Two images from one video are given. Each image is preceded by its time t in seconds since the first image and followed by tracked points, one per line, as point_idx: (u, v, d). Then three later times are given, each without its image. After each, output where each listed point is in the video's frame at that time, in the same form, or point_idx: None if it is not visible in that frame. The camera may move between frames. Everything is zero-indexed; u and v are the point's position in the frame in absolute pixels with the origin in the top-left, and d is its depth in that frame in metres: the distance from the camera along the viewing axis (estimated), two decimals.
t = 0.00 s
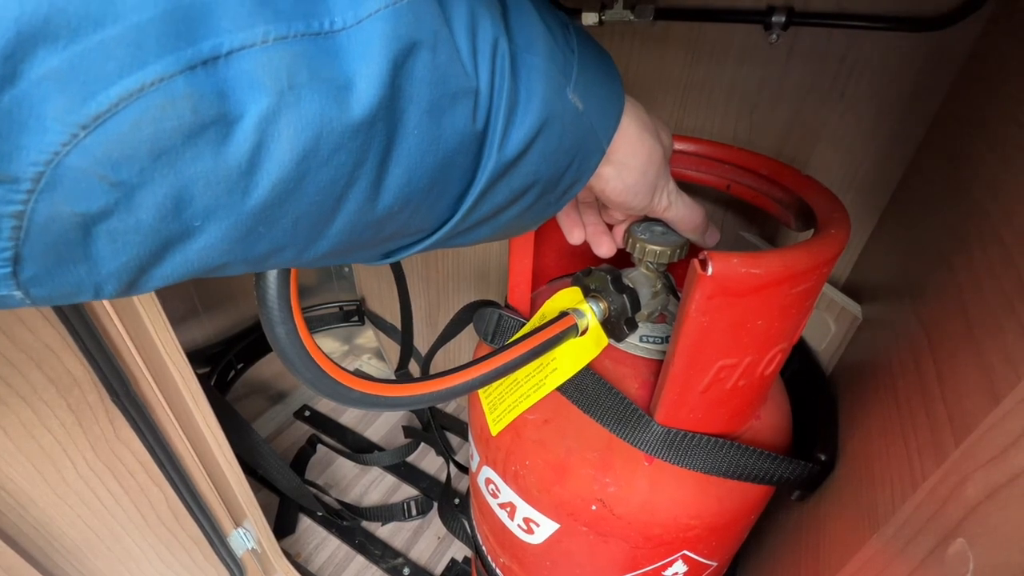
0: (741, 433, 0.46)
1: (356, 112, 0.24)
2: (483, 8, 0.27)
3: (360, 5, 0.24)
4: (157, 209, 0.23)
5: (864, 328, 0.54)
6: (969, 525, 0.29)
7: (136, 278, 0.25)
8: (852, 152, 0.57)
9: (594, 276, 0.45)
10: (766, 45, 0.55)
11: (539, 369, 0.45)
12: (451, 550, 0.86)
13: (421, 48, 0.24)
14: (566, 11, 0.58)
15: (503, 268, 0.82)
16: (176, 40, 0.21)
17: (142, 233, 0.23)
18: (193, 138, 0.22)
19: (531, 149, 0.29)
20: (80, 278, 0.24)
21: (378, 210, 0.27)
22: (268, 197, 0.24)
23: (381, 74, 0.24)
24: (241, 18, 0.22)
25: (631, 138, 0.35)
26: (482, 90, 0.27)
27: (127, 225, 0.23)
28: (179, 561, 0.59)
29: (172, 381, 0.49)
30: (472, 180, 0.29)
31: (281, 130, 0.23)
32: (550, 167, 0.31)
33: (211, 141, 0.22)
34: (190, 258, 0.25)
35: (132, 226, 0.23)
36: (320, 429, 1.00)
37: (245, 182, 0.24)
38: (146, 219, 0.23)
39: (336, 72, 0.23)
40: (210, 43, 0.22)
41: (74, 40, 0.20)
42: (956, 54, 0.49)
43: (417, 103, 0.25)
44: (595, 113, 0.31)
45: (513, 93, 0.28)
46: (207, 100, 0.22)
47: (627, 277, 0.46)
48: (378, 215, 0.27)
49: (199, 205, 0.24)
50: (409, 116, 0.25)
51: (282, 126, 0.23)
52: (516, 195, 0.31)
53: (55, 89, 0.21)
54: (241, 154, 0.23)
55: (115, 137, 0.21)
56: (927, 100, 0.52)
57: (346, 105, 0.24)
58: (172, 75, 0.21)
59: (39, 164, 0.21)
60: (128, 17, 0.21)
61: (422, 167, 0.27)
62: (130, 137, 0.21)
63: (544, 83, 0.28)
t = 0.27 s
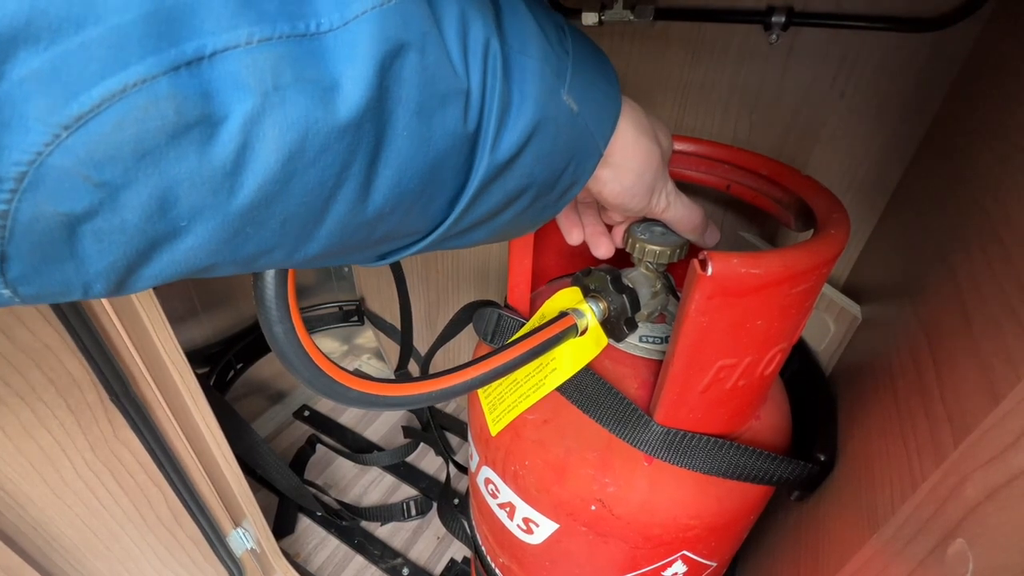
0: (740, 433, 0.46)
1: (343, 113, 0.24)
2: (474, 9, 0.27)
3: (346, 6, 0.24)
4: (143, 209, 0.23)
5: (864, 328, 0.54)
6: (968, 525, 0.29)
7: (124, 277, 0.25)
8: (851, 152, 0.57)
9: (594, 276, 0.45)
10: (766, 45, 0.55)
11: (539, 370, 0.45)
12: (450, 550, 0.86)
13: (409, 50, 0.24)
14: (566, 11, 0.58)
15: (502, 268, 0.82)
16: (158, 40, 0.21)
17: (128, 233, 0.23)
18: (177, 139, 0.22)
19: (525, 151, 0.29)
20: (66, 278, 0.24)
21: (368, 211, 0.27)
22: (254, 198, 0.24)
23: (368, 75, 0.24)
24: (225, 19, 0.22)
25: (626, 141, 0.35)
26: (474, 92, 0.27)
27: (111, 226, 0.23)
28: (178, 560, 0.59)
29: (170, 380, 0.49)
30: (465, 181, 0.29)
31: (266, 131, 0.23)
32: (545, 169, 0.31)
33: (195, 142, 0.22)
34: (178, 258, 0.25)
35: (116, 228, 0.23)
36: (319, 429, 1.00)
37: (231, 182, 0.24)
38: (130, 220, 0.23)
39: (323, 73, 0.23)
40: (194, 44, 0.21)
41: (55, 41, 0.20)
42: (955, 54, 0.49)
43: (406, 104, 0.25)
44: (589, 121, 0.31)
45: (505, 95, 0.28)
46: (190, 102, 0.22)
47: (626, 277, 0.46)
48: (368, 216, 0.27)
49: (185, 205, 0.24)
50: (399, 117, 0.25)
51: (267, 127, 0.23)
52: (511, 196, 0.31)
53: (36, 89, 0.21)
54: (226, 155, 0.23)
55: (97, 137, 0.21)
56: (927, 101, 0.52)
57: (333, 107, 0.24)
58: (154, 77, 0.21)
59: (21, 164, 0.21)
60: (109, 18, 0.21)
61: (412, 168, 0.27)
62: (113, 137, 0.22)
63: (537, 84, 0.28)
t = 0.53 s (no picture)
0: (739, 433, 0.46)
1: (335, 141, 0.24)
2: (470, 30, 0.27)
3: (340, 34, 0.24)
4: (135, 236, 0.23)
5: (863, 328, 0.54)
6: (967, 524, 0.29)
7: (119, 296, 0.26)
8: (851, 152, 0.57)
9: (593, 275, 0.45)
10: (765, 45, 0.55)
11: (538, 369, 0.45)
12: (449, 550, 0.86)
13: (401, 76, 0.25)
14: (566, 11, 0.59)
15: (502, 268, 0.82)
16: (151, 75, 0.21)
17: (121, 257, 0.24)
18: (169, 170, 0.22)
19: (520, 171, 0.29)
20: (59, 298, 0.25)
21: (360, 231, 0.27)
22: (247, 222, 0.25)
23: (360, 102, 0.24)
24: (217, 51, 0.22)
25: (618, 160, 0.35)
26: (468, 115, 0.27)
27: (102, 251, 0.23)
28: (178, 560, 0.59)
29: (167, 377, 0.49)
30: (459, 200, 0.29)
31: (258, 158, 0.23)
32: (539, 187, 0.31)
33: (187, 172, 0.23)
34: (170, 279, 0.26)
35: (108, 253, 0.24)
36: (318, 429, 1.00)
37: (223, 207, 0.24)
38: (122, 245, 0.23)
39: (315, 100, 0.24)
40: (185, 77, 0.22)
41: (48, 81, 0.21)
42: (955, 54, 0.49)
43: (399, 128, 0.25)
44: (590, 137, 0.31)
45: (501, 116, 0.28)
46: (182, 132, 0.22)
47: (626, 276, 0.46)
48: (361, 234, 0.28)
49: (177, 230, 0.24)
50: (391, 141, 0.26)
51: (258, 155, 0.23)
52: (507, 213, 0.31)
53: (30, 128, 0.21)
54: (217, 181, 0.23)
55: (90, 171, 0.22)
56: (926, 101, 0.52)
57: (325, 134, 0.24)
58: (146, 111, 0.21)
59: (15, 199, 0.22)
60: (102, 55, 0.21)
61: (405, 190, 0.27)
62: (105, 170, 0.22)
63: (534, 105, 0.28)
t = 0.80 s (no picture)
0: (739, 433, 0.46)
1: (339, 143, 0.24)
2: (480, 36, 0.27)
3: (347, 35, 0.24)
4: (134, 235, 0.23)
5: (862, 328, 0.54)
6: (967, 524, 0.29)
7: (114, 294, 0.25)
8: (850, 152, 0.57)
9: (592, 275, 0.45)
10: (765, 45, 0.55)
11: (535, 370, 0.45)
12: (449, 550, 0.86)
13: (409, 79, 0.25)
14: (566, 11, 0.59)
15: (501, 268, 0.82)
16: (153, 74, 0.21)
17: (118, 255, 0.24)
18: (170, 170, 0.22)
19: (526, 176, 0.29)
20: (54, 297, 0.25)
21: (362, 234, 0.27)
22: (247, 224, 0.25)
23: (365, 104, 0.24)
24: (221, 51, 0.22)
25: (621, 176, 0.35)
26: (475, 118, 0.27)
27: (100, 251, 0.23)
28: (176, 560, 0.59)
29: (167, 377, 0.49)
30: (463, 205, 0.29)
31: (259, 160, 0.23)
32: (544, 196, 0.31)
33: (188, 172, 0.23)
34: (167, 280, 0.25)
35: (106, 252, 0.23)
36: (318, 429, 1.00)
37: (223, 208, 0.24)
38: (120, 245, 0.23)
39: (319, 102, 0.24)
40: (189, 77, 0.22)
41: (48, 77, 0.20)
42: (955, 54, 0.49)
43: (404, 130, 0.25)
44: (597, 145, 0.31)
45: (508, 120, 0.28)
46: (185, 132, 0.22)
47: (625, 277, 0.46)
48: (363, 237, 0.28)
49: (176, 230, 0.24)
50: (396, 143, 0.26)
51: (261, 156, 0.23)
52: (512, 218, 0.31)
53: (28, 125, 0.21)
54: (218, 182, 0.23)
55: (89, 170, 0.22)
56: (926, 101, 0.52)
57: (329, 136, 0.24)
58: (147, 110, 0.21)
59: (12, 196, 0.21)
60: (105, 53, 0.21)
61: (409, 195, 0.27)
62: (104, 169, 0.22)
63: (541, 109, 0.28)
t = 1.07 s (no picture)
0: (738, 433, 0.46)
1: (333, 158, 0.24)
2: (474, 51, 0.27)
3: (343, 54, 0.24)
4: (132, 244, 0.23)
5: (862, 328, 0.54)
6: (966, 524, 0.29)
7: (111, 299, 0.26)
8: (850, 152, 0.57)
9: (591, 275, 0.45)
10: (765, 45, 0.55)
11: (535, 369, 0.45)
12: (448, 550, 0.86)
13: (402, 96, 0.25)
14: (566, 11, 0.59)
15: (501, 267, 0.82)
16: (155, 92, 0.21)
17: (116, 264, 0.24)
18: (168, 183, 0.23)
19: (514, 188, 0.29)
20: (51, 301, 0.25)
21: (353, 243, 0.27)
22: (242, 235, 0.25)
23: (359, 120, 0.24)
24: (221, 69, 0.22)
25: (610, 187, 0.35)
26: (465, 133, 0.27)
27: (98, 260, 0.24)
28: (176, 560, 0.59)
29: (166, 376, 0.49)
30: (452, 215, 0.29)
31: (255, 174, 0.23)
32: (531, 206, 0.31)
33: (186, 184, 0.23)
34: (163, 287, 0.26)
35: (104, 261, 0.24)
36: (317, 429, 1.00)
37: (220, 220, 0.24)
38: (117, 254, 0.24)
39: (314, 118, 0.24)
40: (189, 94, 0.22)
41: (54, 96, 0.21)
42: (954, 55, 0.49)
43: (396, 144, 0.25)
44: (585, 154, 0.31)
45: (497, 133, 0.28)
46: (181, 147, 0.22)
47: (625, 276, 0.46)
48: (354, 246, 0.28)
49: (173, 241, 0.24)
50: (388, 158, 0.26)
51: (256, 171, 0.23)
52: (499, 228, 0.31)
53: (33, 141, 0.21)
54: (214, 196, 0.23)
55: (90, 184, 0.22)
56: (925, 101, 0.52)
57: (323, 151, 0.24)
58: (148, 127, 0.21)
59: (17, 208, 0.22)
60: (107, 71, 0.21)
61: (398, 205, 0.27)
62: (106, 184, 0.22)
63: (530, 121, 0.28)
